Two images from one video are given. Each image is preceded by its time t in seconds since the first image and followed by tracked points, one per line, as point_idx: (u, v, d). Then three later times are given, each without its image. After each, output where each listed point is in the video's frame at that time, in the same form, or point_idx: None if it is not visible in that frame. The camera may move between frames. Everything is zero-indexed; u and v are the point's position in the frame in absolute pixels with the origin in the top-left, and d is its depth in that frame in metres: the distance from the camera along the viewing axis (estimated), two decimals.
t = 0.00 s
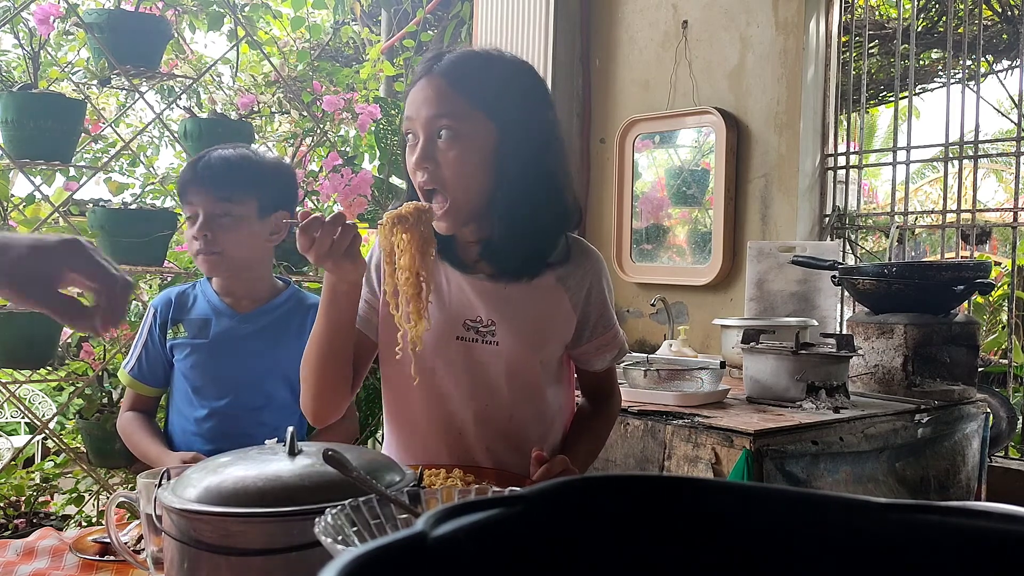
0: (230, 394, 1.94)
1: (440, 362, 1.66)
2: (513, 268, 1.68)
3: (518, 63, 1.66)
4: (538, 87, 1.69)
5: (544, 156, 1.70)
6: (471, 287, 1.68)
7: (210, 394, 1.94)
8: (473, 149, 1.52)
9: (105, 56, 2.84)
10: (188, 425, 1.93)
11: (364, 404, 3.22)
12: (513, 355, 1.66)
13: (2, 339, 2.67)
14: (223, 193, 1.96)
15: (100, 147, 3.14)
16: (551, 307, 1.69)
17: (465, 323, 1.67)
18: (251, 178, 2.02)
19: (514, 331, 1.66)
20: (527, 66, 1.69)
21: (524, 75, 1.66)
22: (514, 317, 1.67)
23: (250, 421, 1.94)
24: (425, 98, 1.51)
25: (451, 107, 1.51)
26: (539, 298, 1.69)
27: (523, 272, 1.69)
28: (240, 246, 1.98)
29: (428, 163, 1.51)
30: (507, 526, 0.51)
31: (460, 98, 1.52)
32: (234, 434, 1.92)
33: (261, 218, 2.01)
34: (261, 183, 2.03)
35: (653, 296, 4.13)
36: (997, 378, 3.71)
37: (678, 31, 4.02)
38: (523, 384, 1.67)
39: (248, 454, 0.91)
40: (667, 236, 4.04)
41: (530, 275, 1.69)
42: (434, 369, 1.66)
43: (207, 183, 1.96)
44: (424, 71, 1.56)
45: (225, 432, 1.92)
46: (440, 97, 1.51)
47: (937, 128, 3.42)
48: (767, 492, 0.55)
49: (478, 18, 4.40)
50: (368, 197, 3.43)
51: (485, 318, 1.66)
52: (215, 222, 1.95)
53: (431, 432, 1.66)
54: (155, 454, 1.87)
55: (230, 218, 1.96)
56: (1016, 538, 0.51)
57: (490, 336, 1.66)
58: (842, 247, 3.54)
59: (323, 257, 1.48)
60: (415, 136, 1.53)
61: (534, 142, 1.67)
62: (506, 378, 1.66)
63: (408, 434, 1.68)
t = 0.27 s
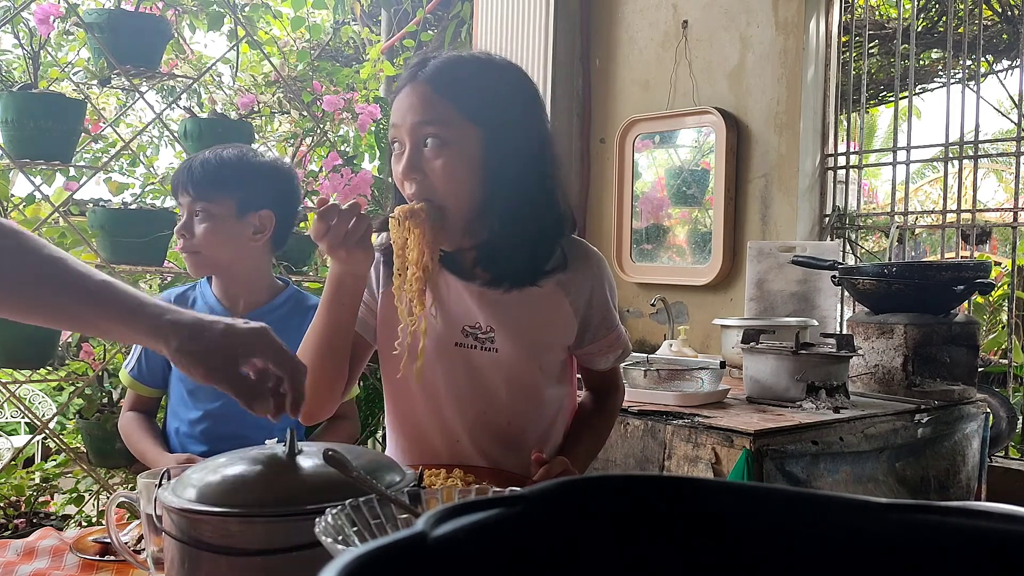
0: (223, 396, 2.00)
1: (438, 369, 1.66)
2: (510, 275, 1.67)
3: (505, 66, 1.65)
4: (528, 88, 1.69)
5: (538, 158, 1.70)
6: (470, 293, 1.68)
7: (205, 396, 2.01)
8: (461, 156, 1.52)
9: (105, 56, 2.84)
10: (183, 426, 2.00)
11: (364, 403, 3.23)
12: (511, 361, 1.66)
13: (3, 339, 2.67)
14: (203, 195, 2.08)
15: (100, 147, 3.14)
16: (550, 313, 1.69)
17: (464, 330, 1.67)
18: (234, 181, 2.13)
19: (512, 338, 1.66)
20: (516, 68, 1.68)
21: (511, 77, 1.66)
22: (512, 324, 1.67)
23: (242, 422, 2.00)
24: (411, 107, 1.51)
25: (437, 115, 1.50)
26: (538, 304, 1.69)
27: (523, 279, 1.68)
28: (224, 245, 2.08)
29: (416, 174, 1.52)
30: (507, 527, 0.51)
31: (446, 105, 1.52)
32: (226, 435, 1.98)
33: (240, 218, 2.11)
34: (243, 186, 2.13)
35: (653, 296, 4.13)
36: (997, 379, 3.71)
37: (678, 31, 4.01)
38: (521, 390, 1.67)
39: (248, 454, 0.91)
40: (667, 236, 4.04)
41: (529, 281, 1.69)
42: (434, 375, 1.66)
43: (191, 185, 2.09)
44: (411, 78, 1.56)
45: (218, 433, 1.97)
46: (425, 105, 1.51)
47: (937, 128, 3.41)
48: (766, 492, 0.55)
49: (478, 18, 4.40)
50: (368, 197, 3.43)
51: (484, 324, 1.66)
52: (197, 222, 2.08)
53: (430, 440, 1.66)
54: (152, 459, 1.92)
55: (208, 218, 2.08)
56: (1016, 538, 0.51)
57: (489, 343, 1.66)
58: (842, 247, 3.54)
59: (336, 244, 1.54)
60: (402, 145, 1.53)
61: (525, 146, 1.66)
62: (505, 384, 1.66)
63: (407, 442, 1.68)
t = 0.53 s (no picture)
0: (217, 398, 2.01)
1: (440, 371, 1.66)
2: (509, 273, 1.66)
3: (495, 68, 1.64)
4: (520, 87, 1.67)
5: (535, 159, 1.69)
6: (471, 295, 1.68)
7: (200, 398, 2.02)
8: (457, 168, 1.53)
9: (105, 56, 2.84)
10: (178, 428, 2.01)
11: (364, 403, 3.23)
12: (513, 364, 1.66)
13: (3, 339, 2.67)
14: (198, 195, 2.09)
15: (100, 147, 3.14)
16: (553, 315, 1.69)
17: (465, 332, 1.67)
18: (229, 182, 2.14)
19: (514, 341, 1.66)
20: (505, 68, 1.66)
21: (502, 79, 1.64)
22: (514, 327, 1.67)
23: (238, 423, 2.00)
24: (403, 120, 1.51)
25: (429, 128, 1.51)
26: (540, 306, 1.68)
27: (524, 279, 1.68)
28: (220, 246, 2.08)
29: (414, 189, 1.53)
30: (507, 527, 0.51)
31: (439, 118, 1.52)
32: (222, 436, 1.98)
33: (235, 219, 2.11)
34: (238, 186, 2.14)
35: (653, 296, 4.13)
36: (997, 378, 3.71)
37: (678, 31, 4.01)
38: (523, 392, 1.67)
39: (248, 455, 0.91)
40: (667, 236, 4.04)
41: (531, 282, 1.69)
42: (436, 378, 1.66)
43: (186, 185, 2.10)
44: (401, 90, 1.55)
45: (212, 435, 1.98)
46: (417, 118, 1.50)
47: (937, 128, 3.42)
48: (766, 492, 0.55)
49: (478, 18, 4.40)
50: (368, 197, 3.43)
51: (486, 326, 1.66)
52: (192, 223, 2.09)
53: (431, 441, 1.67)
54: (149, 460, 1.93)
55: (203, 218, 2.08)
56: (1016, 538, 0.51)
57: (491, 345, 1.66)
58: (842, 247, 3.54)
59: (336, 247, 1.61)
60: (398, 159, 1.54)
61: (521, 148, 1.66)
62: (506, 386, 1.66)
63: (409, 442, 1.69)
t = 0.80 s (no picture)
0: (215, 397, 2.00)
1: (441, 371, 1.66)
2: (508, 274, 1.66)
3: (495, 68, 1.63)
4: (521, 87, 1.67)
5: (536, 158, 1.68)
6: (472, 296, 1.68)
7: (197, 398, 2.01)
8: (457, 168, 1.52)
9: (105, 56, 2.84)
10: (177, 427, 2.00)
11: (364, 403, 3.23)
12: (514, 364, 1.66)
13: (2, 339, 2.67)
14: (192, 196, 2.09)
15: (100, 147, 3.14)
16: (554, 316, 1.69)
17: (466, 332, 1.67)
18: (224, 182, 2.14)
19: (515, 341, 1.66)
20: (506, 68, 1.66)
21: (503, 79, 1.64)
22: (515, 327, 1.67)
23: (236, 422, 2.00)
24: (404, 120, 1.51)
25: (431, 128, 1.50)
26: (541, 307, 1.69)
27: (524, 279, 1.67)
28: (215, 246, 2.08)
29: (415, 189, 1.53)
30: (507, 527, 0.51)
31: (441, 118, 1.52)
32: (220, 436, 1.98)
33: (230, 219, 2.11)
34: (233, 187, 2.14)
35: (653, 296, 4.13)
36: (996, 378, 3.72)
37: (678, 31, 4.01)
38: (524, 392, 1.67)
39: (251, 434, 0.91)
40: (667, 236, 4.04)
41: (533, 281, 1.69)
42: (437, 378, 1.66)
43: (180, 186, 2.09)
44: (404, 89, 1.55)
45: (211, 435, 1.98)
46: (417, 118, 1.50)
47: (937, 128, 3.42)
48: (766, 491, 0.55)
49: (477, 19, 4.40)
50: (368, 197, 3.43)
51: (487, 326, 1.66)
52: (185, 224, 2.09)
53: (432, 441, 1.67)
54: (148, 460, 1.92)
55: (197, 219, 2.08)
56: (1016, 538, 0.51)
57: (492, 345, 1.66)
58: (842, 247, 3.54)
59: (330, 263, 1.56)
60: (399, 159, 1.53)
61: (522, 148, 1.65)
62: (507, 387, 1.66)
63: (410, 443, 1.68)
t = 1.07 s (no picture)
0: (215, 396, 2.01)
1: (440, 369, 1.66)
2: (507, 269, 1.67)
3: (494, 64, 1.63)
4: (520, 83, 1.67)
5: (536, 157, 1.69)
6: (471, 293, 1.68)
7: (197, 396, 2.01)
8: (461, 164, 1.52)
9: (105, 56, 2.84)
10: (177, 426, 2.01)
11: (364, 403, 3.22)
12: (513, 362, 1.66)
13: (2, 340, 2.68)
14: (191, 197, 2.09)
15: (100, 147, 3.14)
16: (553, 314, 1.69)
17: (465, 330, 1.67)
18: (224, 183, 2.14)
19: (514, 338, 1.66)
20: (505, 63, 1.66)
21: (503, 79, 1.64)
22: (513, 325, 1.67)
23: (236, 422, 2.01)
24: (406, 117, 1.50)
25: (434, 125, 1.50)
26: (540, 304, 1.69)
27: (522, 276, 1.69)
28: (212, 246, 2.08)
29: (420, 186, 1.51)
30: (507, 527, 0.51)
31: (443, 117, 1.51)
32: (221, 435, 2.00)
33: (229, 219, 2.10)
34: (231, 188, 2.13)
35: (653, 296, 4.13)
36: (996, 378, 3.72)
37: (678, 31, 4.01)
38: (523, 391, 1.67)
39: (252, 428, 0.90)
40: (667, 236, 4.04)
41: (531, 278, 1.69)
42: (435, 376, 1.66)
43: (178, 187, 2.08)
44: (405, 88, 1.54)
45: (211, 433, 1.99)
46: (421, 115, 1.49)
47: (937, 128, 3.42)
48: (766, 491, 0.55)
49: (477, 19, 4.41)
50: (368, 197, 3.43)
51: (485, 324, 1.66)
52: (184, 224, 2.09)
53: (431, 440, 1.67)
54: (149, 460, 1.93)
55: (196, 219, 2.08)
56: (1017, 538, 0.51)
57: (491, 343, 1.66)
58: (842, 247, 3.54)
59: (320, 285, 1.44)
60: (403, 157, 1.52)
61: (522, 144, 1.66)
62: (507, 385, 1.66)
63: (409, 443, 1.68)
